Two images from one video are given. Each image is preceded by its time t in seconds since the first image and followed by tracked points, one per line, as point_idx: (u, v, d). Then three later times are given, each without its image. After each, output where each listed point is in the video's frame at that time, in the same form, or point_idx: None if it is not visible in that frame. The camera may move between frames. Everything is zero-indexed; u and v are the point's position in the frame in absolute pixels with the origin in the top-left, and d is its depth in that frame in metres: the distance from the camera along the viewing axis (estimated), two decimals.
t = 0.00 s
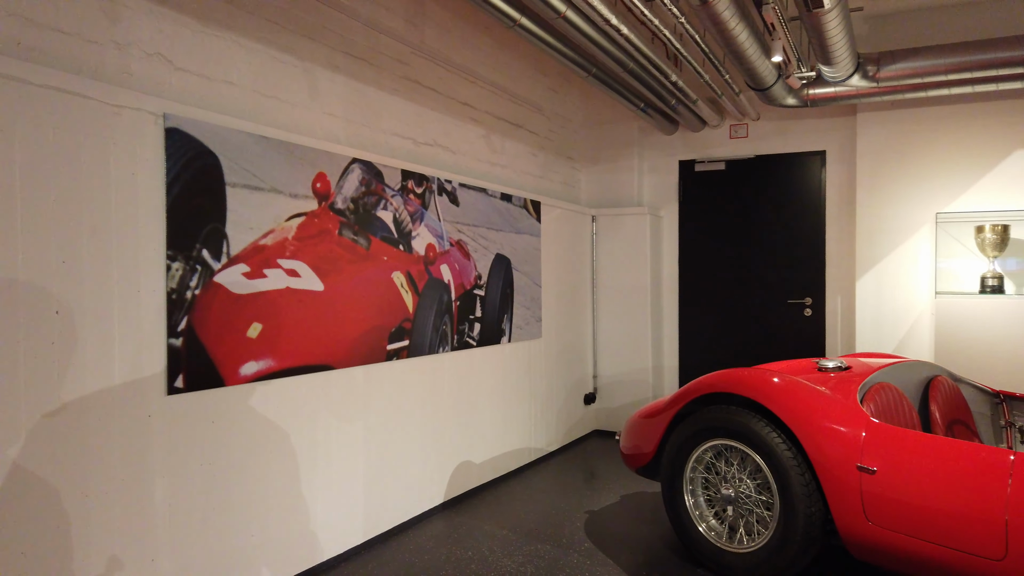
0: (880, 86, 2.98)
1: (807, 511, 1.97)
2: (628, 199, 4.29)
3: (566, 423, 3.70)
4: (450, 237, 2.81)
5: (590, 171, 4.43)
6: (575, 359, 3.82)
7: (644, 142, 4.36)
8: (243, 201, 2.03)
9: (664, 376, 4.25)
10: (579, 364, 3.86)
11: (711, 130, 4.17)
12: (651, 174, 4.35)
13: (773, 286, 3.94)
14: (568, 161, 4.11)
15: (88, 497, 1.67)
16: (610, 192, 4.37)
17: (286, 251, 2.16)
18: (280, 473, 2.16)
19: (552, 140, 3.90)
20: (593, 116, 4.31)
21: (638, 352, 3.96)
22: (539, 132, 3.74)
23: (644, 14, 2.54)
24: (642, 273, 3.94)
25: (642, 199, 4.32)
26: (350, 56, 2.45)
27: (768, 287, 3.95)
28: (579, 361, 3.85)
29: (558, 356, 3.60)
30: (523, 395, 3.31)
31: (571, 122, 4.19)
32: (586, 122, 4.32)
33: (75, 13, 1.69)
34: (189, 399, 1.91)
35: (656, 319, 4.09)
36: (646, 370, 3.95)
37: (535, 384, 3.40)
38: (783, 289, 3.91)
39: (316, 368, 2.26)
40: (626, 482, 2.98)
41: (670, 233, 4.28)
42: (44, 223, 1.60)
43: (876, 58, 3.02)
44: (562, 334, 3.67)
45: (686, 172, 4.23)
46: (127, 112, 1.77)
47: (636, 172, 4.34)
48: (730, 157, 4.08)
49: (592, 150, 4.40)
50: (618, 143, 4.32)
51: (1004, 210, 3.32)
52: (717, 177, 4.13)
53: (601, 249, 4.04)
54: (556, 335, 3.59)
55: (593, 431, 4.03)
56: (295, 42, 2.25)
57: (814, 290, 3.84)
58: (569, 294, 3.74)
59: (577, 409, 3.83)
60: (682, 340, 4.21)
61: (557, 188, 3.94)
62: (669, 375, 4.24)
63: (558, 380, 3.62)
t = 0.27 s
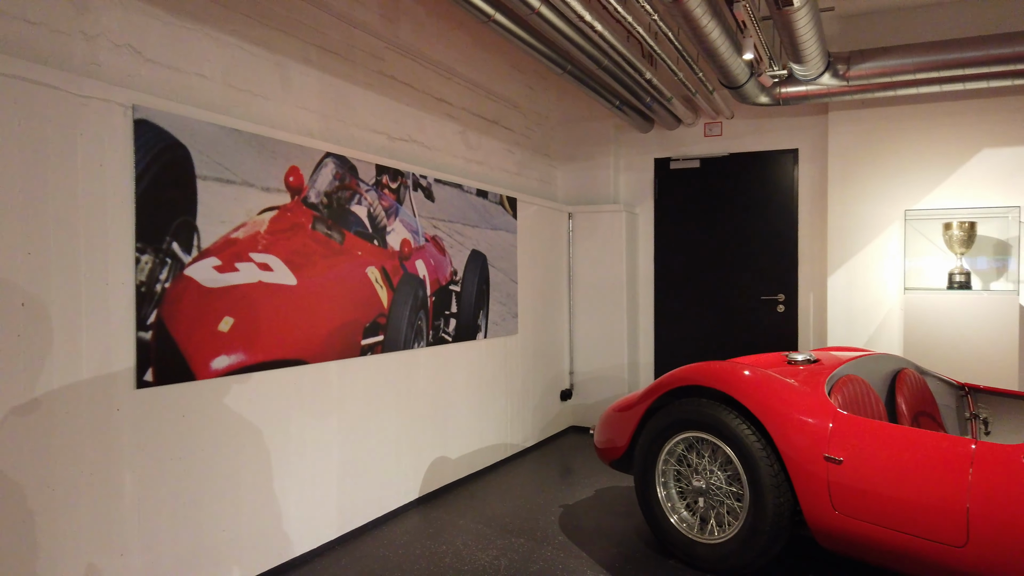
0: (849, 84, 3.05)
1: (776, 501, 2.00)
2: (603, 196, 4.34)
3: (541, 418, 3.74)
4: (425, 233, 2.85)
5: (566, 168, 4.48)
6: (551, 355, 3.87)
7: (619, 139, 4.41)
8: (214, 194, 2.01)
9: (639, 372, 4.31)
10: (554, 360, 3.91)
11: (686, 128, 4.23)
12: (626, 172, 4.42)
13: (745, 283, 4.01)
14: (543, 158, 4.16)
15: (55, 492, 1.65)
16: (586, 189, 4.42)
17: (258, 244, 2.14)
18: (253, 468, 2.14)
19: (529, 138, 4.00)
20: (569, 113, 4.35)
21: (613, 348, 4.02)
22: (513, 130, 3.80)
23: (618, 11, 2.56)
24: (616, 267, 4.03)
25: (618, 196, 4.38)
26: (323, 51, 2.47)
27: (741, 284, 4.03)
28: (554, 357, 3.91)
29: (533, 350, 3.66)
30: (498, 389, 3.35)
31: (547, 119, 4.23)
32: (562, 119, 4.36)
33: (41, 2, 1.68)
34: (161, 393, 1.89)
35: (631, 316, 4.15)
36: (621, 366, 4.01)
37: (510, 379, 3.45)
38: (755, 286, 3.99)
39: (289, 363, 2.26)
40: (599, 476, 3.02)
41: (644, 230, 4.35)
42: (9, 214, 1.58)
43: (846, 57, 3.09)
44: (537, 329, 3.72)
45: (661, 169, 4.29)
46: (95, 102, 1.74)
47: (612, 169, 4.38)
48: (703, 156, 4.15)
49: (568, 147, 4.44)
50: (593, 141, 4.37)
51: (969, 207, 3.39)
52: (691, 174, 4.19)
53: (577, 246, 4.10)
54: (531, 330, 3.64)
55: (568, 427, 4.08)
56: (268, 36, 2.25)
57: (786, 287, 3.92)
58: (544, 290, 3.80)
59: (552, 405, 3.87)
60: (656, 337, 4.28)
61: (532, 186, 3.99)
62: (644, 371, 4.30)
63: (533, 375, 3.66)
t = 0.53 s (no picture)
0: (817, 83, 3.12)
1: (743, 493, 2.02)
2: (577, 193, 4.39)
3: (515, 414, 3.77)
4: (398, 228, 2.86)
5: (540, 166, 4.52)
6: (525, 351, 3.90)
7: (593, 137, 4.46)
8: (182, 187, 2.00)
9: (613, 368, 4.36)
10: (528, 356, 3.94)
11: (658, 126, 4.30)
12: (600, 170, 4.47)
13: (717, 280, 4.08)
14: (517, 155, 4.20)
15: (18, 489, 1.61)
16: (560, 187, 4.46)
17: (227, 239, 2.13)
18: (223, 465, 2.12)
19: (503, 135, 4.03)
20: (543, 111, 4.39)
21: (587, 344, 4.07)
22: (487, 126, 3.83)
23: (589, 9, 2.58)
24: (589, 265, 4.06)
25: (591, 194, 4.43)
26: (294, 45, 2.47)
27: (712, 281, 4.10)
28: (528, 353, 3.94)
29: (506, 346, 3.68)
30: (471, 384, 3.36)
31: (521, 117, 4.26)
32: (536, 117, 4.40)
33: None
34: (128, 389, 1.86)
35: (604, 313, 4.20)
36: (595, 362, 4.06)
37: (483, 374, 3.47)
38: (726, 284, 4.06)
39: (259, 358, 2.24)
40: (572, 471, 3.05)
41: (618, 228, 4.40)
42: None
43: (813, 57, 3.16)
44: (511, 325, 3.75)
45: (634, 167, 4.36)
46: (58, 93, 1.71)
47: (586, 167, 4.43)
48: (675, 154, 4.22)
49: (542, 145, 4.48)
50: (568, 139, 4.41)
51: (934, 204, 3.48)
52: (663, 172, 4.26)
53: (551, 244, 4.14)
54: (505, 326, 3.67)
55: (543, 423, 4.11)
56: (237, 29, 2.25)
57: (757, 284, 3.99)
58: (518, 287, 3.83)
59: (526, 402, 3.91)
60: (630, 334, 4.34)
61: (505, 183, 4.03)
62: (618, 367, 4.36)
63: (507, 371, 3.69)
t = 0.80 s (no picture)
0: (782, 83, 3.18)
1: (708, 487, 2.04)
2: (549, 191, 4.42)
3: (487, 411, 3.78)
4: (367, 225, 2.86)
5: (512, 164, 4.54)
6: (497, 348, 3.92)
7: (564, 135, 4.49)
8: (146, 182, 1.98)
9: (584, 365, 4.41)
10: (500, 353, 3.96)
11: (629, 125, 4.35)
12: (572, 169, 4.51)
13: (687, 278, 4.15)
14: (488, 153, 4.22)
15: None
16: (532, 185, 4.49)
17: (192, 234, 2.11)
18: (189, 463, 2.10)
19: (475, 133, 4.05)
20: (515, 109, 4.42)
21: (558, 341, 4.11)
22: (459, 124, 3.85)
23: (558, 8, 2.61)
24: (561, 263, 4.10)
25: (563, 192, 4.46)
26: (261, 40, 2.46)
27: (683, 279, 4.16)
28: (500, 351, 3.96)
29: (477, 343, 3.70)
30: (441, 381, 3.37)
31: (493, 115, 4.28)
32: (508, 115, 4.42)
33: None
34: (90, 387, 1.83)
35: (575, 310, 4.24)
36: (566, 359, 4.10)
37: (454, 371, 3.48)
38: (695, 281, 4.13)
39: (225, 354, 2.22)
40: (542, 467, 3.07)
41: (589, 226, 4.45)
42: None
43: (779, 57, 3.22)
44: (482, 322, 3.77)
45: (605, 165, 4.41)
46: (17, 85, 1.68)
47: (558, 166, 4.47)
48: (646, 152, 4.27)
49: (514, 143, 4.50)
50: (539, 137, 4.44)
51: (896, 202, 3.57)
52: (633, 171, 4.31)
53: (523, 242, 4.16)
54: (476, 324, 3.69)
55: (515, 420, 4.14)
56: (203, 23, 2.24)
57: (725, 282, 4.06)
58: (489, 284, 3.85)
59: (498, 399, 3.93)
60: (602, 332, 4.38)
61: (477, 180, 4.06)
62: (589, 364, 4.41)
63: (478, 368, 3.71)
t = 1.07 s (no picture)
0: (744, 83, 3.26)
1: (668, 478, 2.07)
2: (516, 189, 4.46)
3: (454, 407, 3.80)
4: (332, 221, 2.86)
5: (480, 162, 4.56)
6: (464, 345, 3.95)
7: (530, 133, 4.53)
8: (103, 175, 1.96)
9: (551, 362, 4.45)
10: (467, 350, 3.98)
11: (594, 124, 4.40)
12: (539, 167, 4.55)
13: (654, 276, 4.22)
14: (454, 150, 4.24)
15: None
16: (499, 183, 4.53)
17: (151, 228, 2.09)
18: (148, 461, 2.07)
19: (442, 130, 4.08)
20: (481, 107, 4.44)
21: (525, 338, 4.14)
22: (425, 121, 3.87)
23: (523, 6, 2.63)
24: (529, 261, 4.13)
25: (529, 190, 4.50)
26: (223, 33, 2.46)
27: (648, 276, 4.23)
28: (467, 347, 3.98)
29: (444, 339, 3.72)
30: (408, 377, 3.38)
31: (459, 113, 4.31)
32: (474, 112, 4.45)
33: None
34: (45, 383, 1.80)
35: (542, 307, 4.28)
36: (534, 356, 4.14)
37: (421, 367, 3.49)
38: (660, 278, 4.21)
39: (185, 349, 2.20)
40: (508, 462, 3.09)
41: (556, 224, 4.50)
42: None
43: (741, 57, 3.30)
44: (449, 318, 3.79)
45: (571, 164, 4.46)
46: None
47: (525, 164, 4.50)
48: (611, 151, 4.33)
49: (481, 141, 4.53)
50: (506, 135, 4.47)
51: (854, 200, 3.67)
52: (599, 170, 4.37)
53: (490, 239, 4.19)
54: (443, 320, 3.71)
55: (483, 417, 4.16)
56: (162, 16, 2.22)
57: (688, 279, 4.15)
58: (457, 281, 3.88)
59: (465, 395, 3.94)
60: (570, 330, 4.43)
61: (443, 177, 4.08)
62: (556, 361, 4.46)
63: (445, 364, 3.72)
